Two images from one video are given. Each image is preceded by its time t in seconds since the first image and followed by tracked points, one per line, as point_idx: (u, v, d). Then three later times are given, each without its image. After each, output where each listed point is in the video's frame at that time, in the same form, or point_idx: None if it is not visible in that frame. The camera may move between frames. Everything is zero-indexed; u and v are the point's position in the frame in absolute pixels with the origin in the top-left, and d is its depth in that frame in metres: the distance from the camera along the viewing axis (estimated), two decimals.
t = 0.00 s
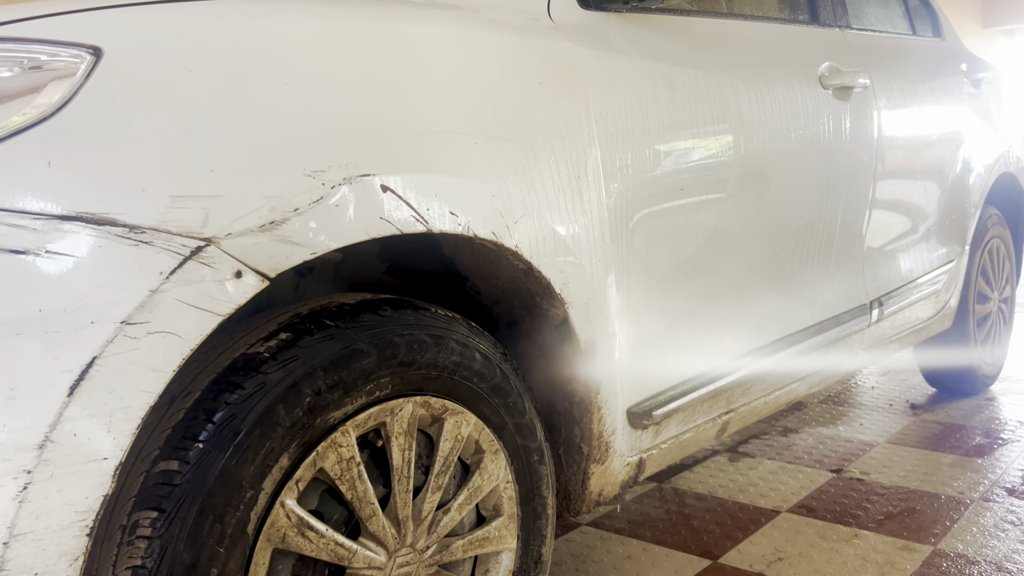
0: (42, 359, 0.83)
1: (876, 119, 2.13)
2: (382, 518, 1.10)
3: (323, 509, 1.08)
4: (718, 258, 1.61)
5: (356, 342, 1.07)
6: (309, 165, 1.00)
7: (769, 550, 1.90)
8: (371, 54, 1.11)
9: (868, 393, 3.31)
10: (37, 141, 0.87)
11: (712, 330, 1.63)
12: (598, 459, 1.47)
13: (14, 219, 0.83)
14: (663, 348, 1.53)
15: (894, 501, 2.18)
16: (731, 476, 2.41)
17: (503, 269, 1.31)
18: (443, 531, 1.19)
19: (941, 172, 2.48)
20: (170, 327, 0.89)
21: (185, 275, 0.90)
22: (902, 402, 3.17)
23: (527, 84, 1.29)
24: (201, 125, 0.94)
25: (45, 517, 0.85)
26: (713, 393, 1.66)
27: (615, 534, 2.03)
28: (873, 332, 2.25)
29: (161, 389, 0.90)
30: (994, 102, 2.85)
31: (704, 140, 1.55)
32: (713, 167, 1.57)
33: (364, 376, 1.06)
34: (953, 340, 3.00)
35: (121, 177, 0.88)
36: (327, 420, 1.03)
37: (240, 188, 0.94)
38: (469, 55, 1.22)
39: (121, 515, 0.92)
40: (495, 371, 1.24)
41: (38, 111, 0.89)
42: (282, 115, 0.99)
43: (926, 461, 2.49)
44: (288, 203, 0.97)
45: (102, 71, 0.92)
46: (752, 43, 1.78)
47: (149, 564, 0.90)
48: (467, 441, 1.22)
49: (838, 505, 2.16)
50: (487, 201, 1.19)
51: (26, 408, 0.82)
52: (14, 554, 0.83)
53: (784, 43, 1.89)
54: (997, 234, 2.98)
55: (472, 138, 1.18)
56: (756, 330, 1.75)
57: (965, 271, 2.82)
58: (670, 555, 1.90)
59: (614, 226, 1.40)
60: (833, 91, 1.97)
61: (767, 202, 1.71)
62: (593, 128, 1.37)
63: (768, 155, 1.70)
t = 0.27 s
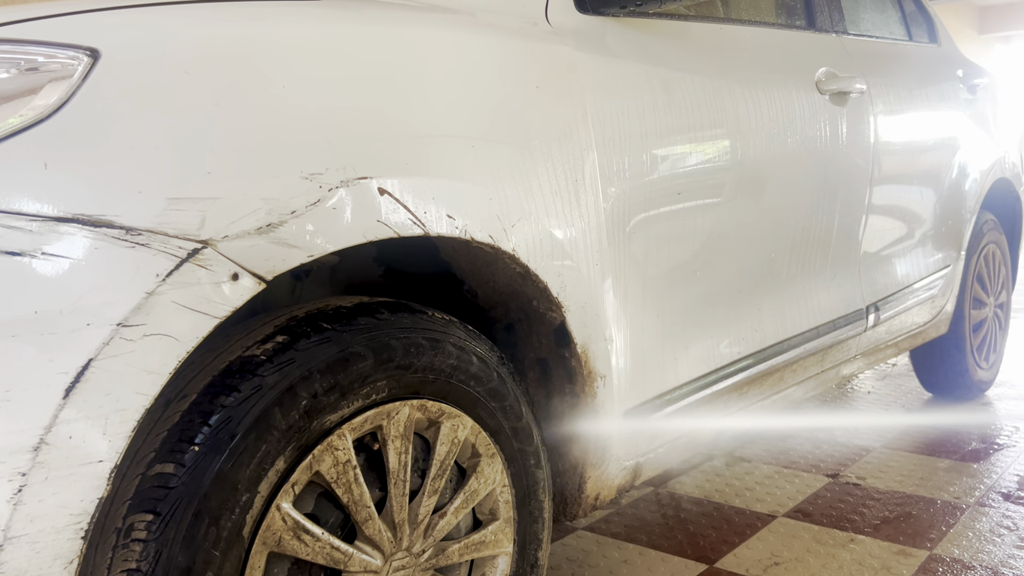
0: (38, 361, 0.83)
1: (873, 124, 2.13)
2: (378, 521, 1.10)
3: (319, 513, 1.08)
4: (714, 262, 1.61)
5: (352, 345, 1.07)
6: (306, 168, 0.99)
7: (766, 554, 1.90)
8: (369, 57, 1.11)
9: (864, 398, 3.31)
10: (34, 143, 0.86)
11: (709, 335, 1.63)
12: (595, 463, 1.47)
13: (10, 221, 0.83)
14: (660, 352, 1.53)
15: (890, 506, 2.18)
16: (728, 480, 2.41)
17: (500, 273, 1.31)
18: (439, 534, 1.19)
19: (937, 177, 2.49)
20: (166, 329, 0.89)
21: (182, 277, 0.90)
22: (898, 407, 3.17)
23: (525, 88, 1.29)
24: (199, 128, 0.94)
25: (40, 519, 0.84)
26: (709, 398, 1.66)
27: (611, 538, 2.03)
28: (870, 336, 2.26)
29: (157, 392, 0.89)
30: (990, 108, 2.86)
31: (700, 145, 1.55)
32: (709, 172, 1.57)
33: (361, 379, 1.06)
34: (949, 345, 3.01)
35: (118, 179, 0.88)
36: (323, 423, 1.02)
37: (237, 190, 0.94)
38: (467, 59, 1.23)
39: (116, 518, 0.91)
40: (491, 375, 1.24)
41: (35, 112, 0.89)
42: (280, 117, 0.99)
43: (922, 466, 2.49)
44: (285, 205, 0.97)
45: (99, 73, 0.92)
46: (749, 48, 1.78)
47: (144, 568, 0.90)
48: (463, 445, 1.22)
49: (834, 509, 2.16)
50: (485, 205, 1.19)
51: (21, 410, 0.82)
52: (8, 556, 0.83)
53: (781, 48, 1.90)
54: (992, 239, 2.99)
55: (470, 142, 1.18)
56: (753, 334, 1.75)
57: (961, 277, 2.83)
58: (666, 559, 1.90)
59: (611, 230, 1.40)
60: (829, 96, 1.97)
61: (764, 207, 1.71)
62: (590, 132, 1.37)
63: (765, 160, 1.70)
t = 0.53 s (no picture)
0: (38, 363, 0.83)
1: (870, 130, 2.14)
2: (377, 524, 1.10)
3: (318, 515, 1.08)
4: (712, 267, 1.61)
5: (351, 348, 1.07)
6: (306, 171, 1.00)
7: (763, 558, 1.90)
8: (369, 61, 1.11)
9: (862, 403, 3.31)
10: (34, 145, 0.87)
11: (706, 339, 1.64)
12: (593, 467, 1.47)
13: (10, 222, 0.83)
14: (657, 356, 1.53)
15: (887, 511, 2.18)
16: (725, 485, 2.41)
17: (499, 276, 1.31)
18: (437, 538, 1.19)
19: (934, 183, 2.50)
20: (165, 331, 0.89)
21: (181, 279, 0.90)
22: (895, 412, 3.17)
23: (524, 92, 1.30)
24: (199, 130, 0.94)
25: (39, 521, 0.84)
26: (707, 402, 1.66)
27: (609, 542, 2.03)
28: (867, 341, 2.26)
29: (156, 394, 0.89)
30: (986, 114, 2.87)
31: (698, 150, 1.56)
32: (707, 177, 1.57)
33: (360, 382, 1.06)
34: (946, 351, 3.01)
35: (119, 181, 0.88)
36: (322, 425, 1.03)
37: (237, 193, 0.94)
38: (467, 63, 1.23)
39: (115, 520, 0.91)
40: (490, 378, 1.24)
41: (35, 114, 0.89)
42: (280, 120, 1.00)
43: (919, 471, 2.49)
44: (285, 208, 0.97)
45: (100, 76, 0.92)
46: (747, 54, 1.79)
47: (143, 570, 0.90)
48: (462, 448, 1.22)
49: (831, 514, 2.16)
50: (484, 208, 1.19)
51: (20, 411, 0.82)
52: (7, 558, 0.83)
53: (779, 54, 1.90)
54: (989, 245, 3.00)
55: (469, 146, 1.19)
56: (750, 339, 1.75)
57: (958, 282, 2.83)
58: (664, 563, 1.89)
59: (609, 234, 1.40)
60: (827, 102, 1.98)
61: (761, 212, 1.71)
62: (589, 136, 1.38)
63: (763, 165, 1.71)
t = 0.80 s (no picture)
0: (38, 366, 0.83)
1: (867, 136, 2.15)
2: (376, 528, 1.10)
3: (317, 520, 1.08)
4: (710, 272, 1.62)
5: (351, 352, 1.07)
6: (307, 175, 1.00)
7: (761, 564, 1.90)
8: (369, 66, 1.12)
9: (859, 409, 3.32)
10: (36, 148, 0.87)
11: (705, 344, 1.64)
12: (592, 472, 1.47)
13: (12, 225, 0.83)
14: (656, 361, 1.53)
15: (884, 517, 2.18)
16: (723, 491, 2.41)
17: (499, 281, 1.31)
18: (436, 542, 1.19)
19: (931, 189, 2.51)
20: (166, 335, 0.89)
21: (182, 283, 0.90)
22: (892, 418, 3.18)
23: (524, 98, 1.30)
24: (200, 135, 0.94)
25: (39, 524, 0.84)
26: (706, 407, 1.66)
27: (607, 548, 2.03)
28: (865, 347, 2.26)
29: (156, 397, 0.89)
30: (983, 121, 2.88)
31: (696, 155, 1.56)
32: (705, 182, 1.58)
33: (359, 386, 1.06)
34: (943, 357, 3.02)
35: (120, 184, 0.89)
36: (321, 429, 1.03)
37: (238, 197, 0.94)
38: (467, 68, 1.24)
39: (114, 524, 0.91)
40: (489, 383, 1.25)
41: (37, 118, 0.89)
42: (281, 124, 1.00)
43: (916, 477, 2.50)
44: (285, 212, 0.97)
45: (102, 80, 0.93)
46: (746, 60, 1.79)
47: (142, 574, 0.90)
48: (461, 453, 1.22)
49: (829, 520, 2.16)
50: (484, 213, 1.20)
51: (20, 415, 0.82)
52: (6, 561, 0.83)
53: (777, 61, 1.91)
54: (986, 251, 3.01)
55: (470, 151, 1.19)
56: (749, 344, 1.76)
57: (955, 288, 2.84)
58: (662, 569, 1.89)
59: (608, 239, 1.41)
60: (825, 108, 1.99)
61: (759, 218, 1.72)
62: (588, 141, 1.38)
63: (761, 171, 1.71)
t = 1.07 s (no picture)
0: (38, 370, 0.83)
1: (866, 142, 2.15)
2: (375, 533, 1.09)
3: (316, 524, 1.08)
4: (709, 277, 1.62)
5: (351, 356, 1.07)
6: (308, 180, 1.00)
7: (760, 569, 1.90)
8: (369, 71, 1.12)
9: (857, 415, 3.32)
10: (37, 152, 0.87)
11: (704, 350, 1.64)
12: (592, 476, 1.47)
13: (12, 229, 0.83)
14: (656, 365, 1.53)
15: (883, 522, 2.19)
16: (722, 496, 2.41)
17: (498, 285, 1.31)
18: (435, 547, 1.19)
19: (929, 195, 2.51)
20: (166, 339, 0.89)
21: (182, 287, 0.90)
22: (890, 424, 3.18)
23: (525, 103, 1.30)
24: (201, 139, 0.94)
25: (39, 528, 0.84)
26: (705, 412, 1.66)
27: (606, 553, 2.02)
28: (864, 352, 2.27)
29: (157, 401, 0.89)
30: (980, 127, 2.89)
31: (695, 161, 1.56)
32: (704, 188, 1.58)
33: (359, 391, 1.06)
34: (941, 362, 3.02)
35: (121, 188, 0.89)
36: (321, 434, 1.02)
37: (238, 201, 0.94)
38: (467, 73, 1.24)
39: (114, 528, 0.91)
40: (489, 387, 1.25)
41: (38, 122, 0.89)
42: (281, 129, 1.00)
43: (915, 483, 2.50)
44: (286, 216, 0.98)
45: (103, 84, 0.93)
46: (744, 66, 1.80)
47: None
48: (460, 457, 1.21)
49: (828, 525, 2.16)
50: (483, 218, 1.20)
51: (20, 419, 0.82)
52: (5, 566, 0.83)
53: (776, 66, 1.92)
54: (984, 257, 3.01)
55: (469, 155, 1.19)
56: (747, 349, 1.76)
57: (953, 294, 2.85)
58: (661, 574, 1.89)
59: (608, 244, 1.41)
60: (823, 114, 1.99)
61: (758, 223, 1.72)
62: (588, 146, 1.38)
63: (760, 176, 1.72)
